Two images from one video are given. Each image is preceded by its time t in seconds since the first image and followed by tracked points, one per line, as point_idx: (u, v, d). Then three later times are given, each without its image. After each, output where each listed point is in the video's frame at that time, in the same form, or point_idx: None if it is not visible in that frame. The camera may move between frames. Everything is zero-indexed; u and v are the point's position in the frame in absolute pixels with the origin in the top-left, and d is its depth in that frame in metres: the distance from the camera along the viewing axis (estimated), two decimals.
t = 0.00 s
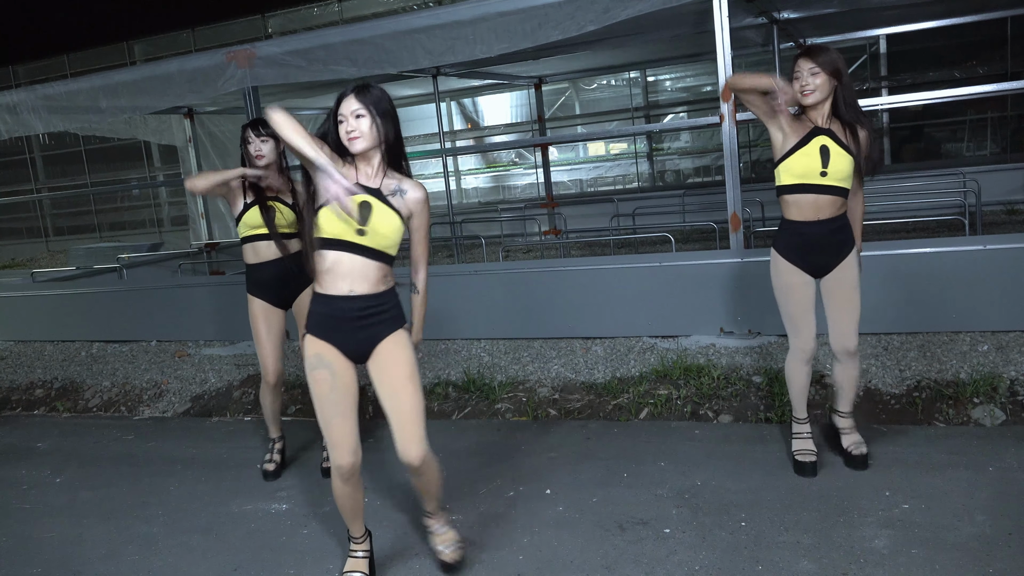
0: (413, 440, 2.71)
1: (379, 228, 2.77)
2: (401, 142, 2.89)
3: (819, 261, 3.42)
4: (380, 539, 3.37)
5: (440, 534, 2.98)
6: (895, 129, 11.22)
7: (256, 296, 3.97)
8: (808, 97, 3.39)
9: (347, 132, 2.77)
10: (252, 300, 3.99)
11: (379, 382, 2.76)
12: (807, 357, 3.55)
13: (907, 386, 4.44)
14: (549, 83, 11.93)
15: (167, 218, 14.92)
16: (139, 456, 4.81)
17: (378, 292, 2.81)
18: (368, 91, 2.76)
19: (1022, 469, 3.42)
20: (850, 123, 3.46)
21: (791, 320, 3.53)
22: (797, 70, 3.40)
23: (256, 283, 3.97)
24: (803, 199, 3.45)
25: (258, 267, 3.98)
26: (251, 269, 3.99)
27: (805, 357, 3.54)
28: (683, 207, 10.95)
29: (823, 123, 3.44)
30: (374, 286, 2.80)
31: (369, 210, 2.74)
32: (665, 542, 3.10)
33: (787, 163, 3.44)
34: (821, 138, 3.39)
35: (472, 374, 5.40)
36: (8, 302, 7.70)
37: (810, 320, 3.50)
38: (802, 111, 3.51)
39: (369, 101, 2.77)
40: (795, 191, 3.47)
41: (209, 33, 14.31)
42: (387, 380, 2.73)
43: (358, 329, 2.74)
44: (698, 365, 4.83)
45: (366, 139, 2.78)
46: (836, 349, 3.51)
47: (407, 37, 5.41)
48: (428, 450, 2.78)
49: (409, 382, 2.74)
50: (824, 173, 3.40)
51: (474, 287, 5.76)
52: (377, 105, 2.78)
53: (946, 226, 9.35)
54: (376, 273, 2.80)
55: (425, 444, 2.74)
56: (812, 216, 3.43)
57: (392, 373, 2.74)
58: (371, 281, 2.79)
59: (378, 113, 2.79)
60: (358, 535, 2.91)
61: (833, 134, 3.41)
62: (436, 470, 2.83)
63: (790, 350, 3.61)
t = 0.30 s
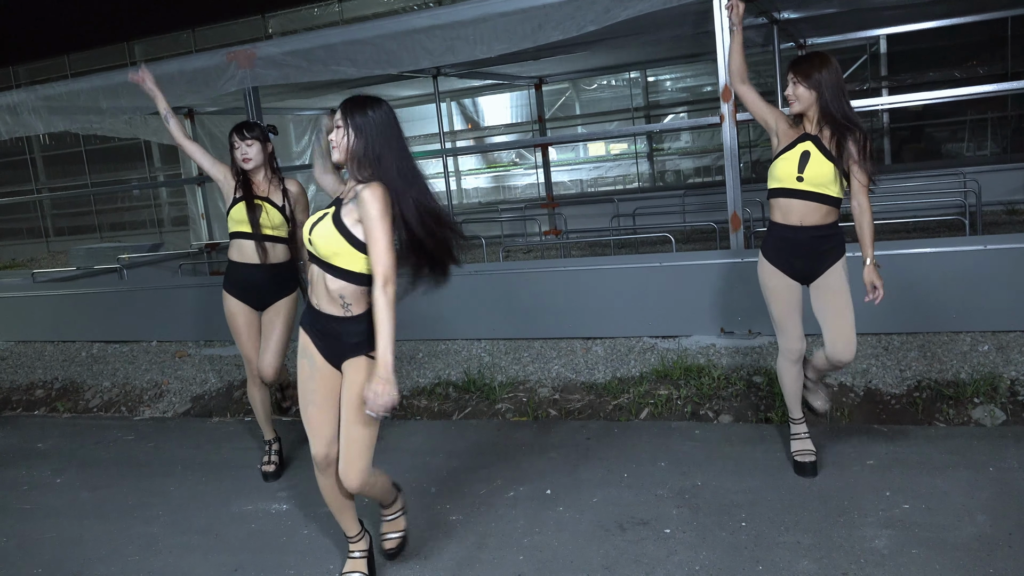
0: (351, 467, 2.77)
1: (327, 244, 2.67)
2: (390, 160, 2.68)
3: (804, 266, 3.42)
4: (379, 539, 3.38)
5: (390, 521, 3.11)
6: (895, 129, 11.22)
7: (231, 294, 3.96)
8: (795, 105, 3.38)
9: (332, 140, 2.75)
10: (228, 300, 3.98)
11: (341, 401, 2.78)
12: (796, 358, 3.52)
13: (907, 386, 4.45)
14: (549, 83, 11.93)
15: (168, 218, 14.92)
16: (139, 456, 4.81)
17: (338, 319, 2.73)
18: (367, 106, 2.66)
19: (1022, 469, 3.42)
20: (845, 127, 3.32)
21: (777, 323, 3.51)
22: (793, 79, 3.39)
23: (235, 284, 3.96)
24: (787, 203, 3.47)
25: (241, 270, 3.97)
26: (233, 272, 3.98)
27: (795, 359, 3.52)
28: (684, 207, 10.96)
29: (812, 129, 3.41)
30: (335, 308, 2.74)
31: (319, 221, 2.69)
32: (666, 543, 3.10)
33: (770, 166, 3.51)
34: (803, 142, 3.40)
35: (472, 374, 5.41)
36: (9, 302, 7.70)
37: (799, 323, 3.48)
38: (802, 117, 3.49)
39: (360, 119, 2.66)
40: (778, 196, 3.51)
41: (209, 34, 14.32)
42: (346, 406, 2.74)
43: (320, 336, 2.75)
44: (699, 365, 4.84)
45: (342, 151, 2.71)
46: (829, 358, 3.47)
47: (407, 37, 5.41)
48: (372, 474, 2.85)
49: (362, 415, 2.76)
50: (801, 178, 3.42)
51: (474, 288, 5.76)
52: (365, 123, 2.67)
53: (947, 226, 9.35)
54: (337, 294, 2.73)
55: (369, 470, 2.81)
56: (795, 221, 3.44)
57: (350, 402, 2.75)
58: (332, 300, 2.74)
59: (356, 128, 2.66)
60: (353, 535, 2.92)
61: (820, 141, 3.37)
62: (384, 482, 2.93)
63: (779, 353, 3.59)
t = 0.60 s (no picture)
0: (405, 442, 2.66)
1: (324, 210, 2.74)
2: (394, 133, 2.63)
3: (808, 262, 3.40)
4: (379, 541, 3.38)
5: (476, 547, 2.83)
6: (894, 131, 11.24)
7: (236, 296, 3.98)
8: (806, 97, 3.32)
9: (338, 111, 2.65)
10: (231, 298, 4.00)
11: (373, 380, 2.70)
12: (798, 360, 3.52)
13: (907, 387, 4.46)
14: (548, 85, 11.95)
15: (167, 220, 14.91)
16: (139, 459, 4.80)
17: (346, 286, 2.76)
18: (371, 77, 2.61)
19: (1020, 470, 3.43)
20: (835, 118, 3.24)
21: (785, 320, 3.51)
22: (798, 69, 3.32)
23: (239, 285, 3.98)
24: (792, 203, 3.47)
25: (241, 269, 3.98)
26: (234, 273, 4.00)
27: (798, 359, 3.52)
28: (683, 209, 10.97)
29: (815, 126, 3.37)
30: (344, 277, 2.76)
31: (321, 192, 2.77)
32: (665, 544, 3.11)
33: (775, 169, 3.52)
34: (803, 142, 3.38)
35: (471, 376, 5.41)
36: (9, 304, 7.71)
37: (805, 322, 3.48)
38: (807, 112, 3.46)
39: (366, 87, 2.61)
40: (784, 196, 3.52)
41: (209, 37, 14.35)
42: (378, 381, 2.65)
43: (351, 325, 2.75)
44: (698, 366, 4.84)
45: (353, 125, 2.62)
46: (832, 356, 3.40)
47: (406, 39, 5.41)
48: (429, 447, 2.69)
49: (393, 387, 2.64)
50: (800, 179, 3.40)
51: (473, 290, 5.77)
52: (376, 94, 2.61)
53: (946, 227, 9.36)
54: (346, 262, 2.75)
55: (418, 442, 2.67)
56: (801, 219, 3.43)
57: (380, 376, 2.64)
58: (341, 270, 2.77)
59: (370, 101, 2.60)
60: (357, 535, 2.91)
61: (818, 139, 3.34)
62: (453, 467, 2.71)
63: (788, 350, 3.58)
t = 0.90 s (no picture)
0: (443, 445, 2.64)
1: (397, 226, 2.66)
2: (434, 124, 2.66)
3: (813, 262, 3.39)
4: (378, 543, 3.38)
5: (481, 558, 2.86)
6: (892, 133, 11.25)
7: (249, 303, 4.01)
8: (821, 98, 3.28)
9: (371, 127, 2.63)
10: (244, 304, 4.04)
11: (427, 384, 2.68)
12: (806, 361, 3.49)
13: (905, 388, 4.44)
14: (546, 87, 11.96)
15: (166, 222, 14.89)
16: (138, 461, 4.80)
17: (425, 293, 2.69)
18: (392, 85, 2.57)
19: (1019, 471, 3.43)
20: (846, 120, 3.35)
21: (790, 321, 3.52)
22: (810, 68, 3.26)
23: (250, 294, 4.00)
24: (799, 203, 3.44)
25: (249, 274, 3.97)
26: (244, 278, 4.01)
27: (805, 362, 3.49)
28: (682, 210, 10.98)
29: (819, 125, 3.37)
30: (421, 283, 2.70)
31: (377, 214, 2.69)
32: (664, 546, 3.11)
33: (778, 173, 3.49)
34: (808, 140, 3.38)
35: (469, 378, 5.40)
36: (7, 306, 7.70)
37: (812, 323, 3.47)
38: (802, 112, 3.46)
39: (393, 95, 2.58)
40: (791, 198, 3.49)
41: (207, 38, 14.35)
42: (435, 383, 2.65)
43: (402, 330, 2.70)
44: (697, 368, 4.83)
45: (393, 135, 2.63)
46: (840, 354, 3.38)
47: (404, 41, 5.42)
48: (463, 461, 2.69)
49: (454, 389, 2.64)
50: (809, 177, 3.38)
51: (471, 292, 5.77)
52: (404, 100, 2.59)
53: (944, 228, 9.37)
54: (421, 269, 2.70)
55: (457, 453, 2.66)
56: (809, 218, 3.41)
57: (441, 378, 2.64)
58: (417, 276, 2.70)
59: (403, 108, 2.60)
60: (415, 521, 2.94)
61: (821, 135, 3.35)
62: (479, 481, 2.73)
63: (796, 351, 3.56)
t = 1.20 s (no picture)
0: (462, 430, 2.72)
1: (425, 206, 2.72)
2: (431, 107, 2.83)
3: (842, 266, 3.38)
4: (378, 544, 3.38)
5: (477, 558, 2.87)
6: (892, 134, 11.26)
7: (260, 299, 3.99)
8: (845, 103, 3.33)
9: (377, 116, 2.73)
10: (252, 302, 4.02)
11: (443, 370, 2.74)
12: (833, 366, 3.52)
13: (905, 390, 4.44)
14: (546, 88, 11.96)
15: (166, 223, 14.89)
16: (138, 462, 4.80)
17: (447, 276, 2.76)
18: (394, 71, 2.72)
19: (1019, 472, 3.43)
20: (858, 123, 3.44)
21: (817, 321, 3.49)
22: (834, 73, 3.31)
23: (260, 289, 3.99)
24: (823, 209, 3.46)
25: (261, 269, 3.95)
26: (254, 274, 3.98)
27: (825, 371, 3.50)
28: (681, 211, 10.99)
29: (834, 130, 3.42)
30: (441, 267, 2.76)
31: (401, 195, 2.71)
32: (663, 547, 3.11)
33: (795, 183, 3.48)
34: (826, 146, 3.40)
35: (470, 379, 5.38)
36: (7, 307, 7.70)
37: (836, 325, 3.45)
38: (811, 118, 3.46)
39: (396, 81, 2.72)
40: (810, 205, 3.50)
41: (207, 39, 14.35)
42: (451, 368, 2.70)
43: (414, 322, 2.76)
44: (696, 369, 4.83)
45: (400, 122, 2.75)
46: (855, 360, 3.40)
47: (404, 42, 5.42)
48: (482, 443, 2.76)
49: (472, 370, 2.70)
50: (835, 181, 3.40)
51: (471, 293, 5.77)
52: (406, 85, 2.74)
53: (943, 229, 9.38)
54: (441, 252, 2.76)
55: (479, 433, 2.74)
56: (835, 225, 3.43)
57: (457, 362, 2.70)
58: (437, 261, 2.75)
59: (407, 94, 2.74)
60: (461, 524, 2.94)
61: (840, 140, 3.40)
62: (487, 469, 2.78)
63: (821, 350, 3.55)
